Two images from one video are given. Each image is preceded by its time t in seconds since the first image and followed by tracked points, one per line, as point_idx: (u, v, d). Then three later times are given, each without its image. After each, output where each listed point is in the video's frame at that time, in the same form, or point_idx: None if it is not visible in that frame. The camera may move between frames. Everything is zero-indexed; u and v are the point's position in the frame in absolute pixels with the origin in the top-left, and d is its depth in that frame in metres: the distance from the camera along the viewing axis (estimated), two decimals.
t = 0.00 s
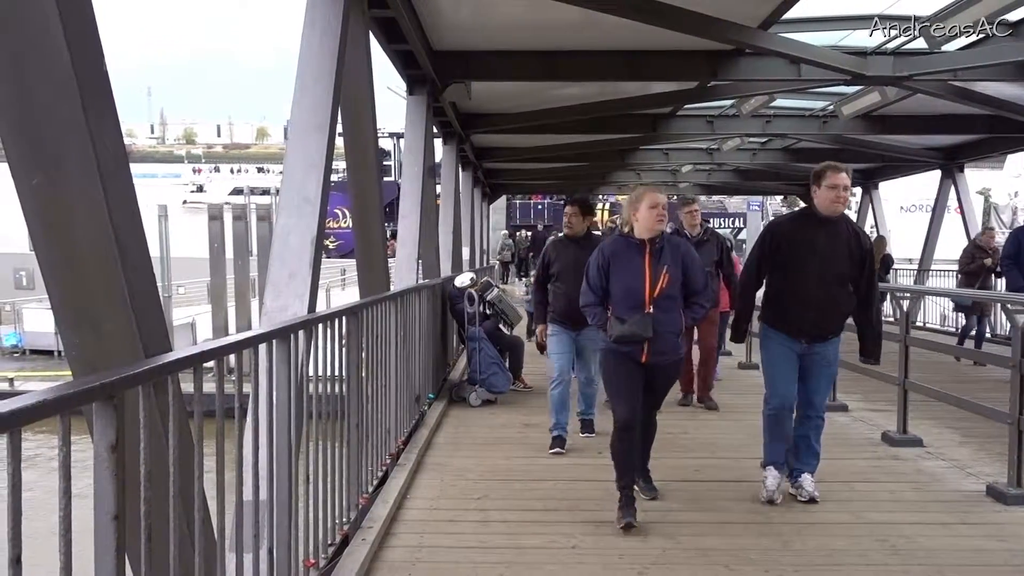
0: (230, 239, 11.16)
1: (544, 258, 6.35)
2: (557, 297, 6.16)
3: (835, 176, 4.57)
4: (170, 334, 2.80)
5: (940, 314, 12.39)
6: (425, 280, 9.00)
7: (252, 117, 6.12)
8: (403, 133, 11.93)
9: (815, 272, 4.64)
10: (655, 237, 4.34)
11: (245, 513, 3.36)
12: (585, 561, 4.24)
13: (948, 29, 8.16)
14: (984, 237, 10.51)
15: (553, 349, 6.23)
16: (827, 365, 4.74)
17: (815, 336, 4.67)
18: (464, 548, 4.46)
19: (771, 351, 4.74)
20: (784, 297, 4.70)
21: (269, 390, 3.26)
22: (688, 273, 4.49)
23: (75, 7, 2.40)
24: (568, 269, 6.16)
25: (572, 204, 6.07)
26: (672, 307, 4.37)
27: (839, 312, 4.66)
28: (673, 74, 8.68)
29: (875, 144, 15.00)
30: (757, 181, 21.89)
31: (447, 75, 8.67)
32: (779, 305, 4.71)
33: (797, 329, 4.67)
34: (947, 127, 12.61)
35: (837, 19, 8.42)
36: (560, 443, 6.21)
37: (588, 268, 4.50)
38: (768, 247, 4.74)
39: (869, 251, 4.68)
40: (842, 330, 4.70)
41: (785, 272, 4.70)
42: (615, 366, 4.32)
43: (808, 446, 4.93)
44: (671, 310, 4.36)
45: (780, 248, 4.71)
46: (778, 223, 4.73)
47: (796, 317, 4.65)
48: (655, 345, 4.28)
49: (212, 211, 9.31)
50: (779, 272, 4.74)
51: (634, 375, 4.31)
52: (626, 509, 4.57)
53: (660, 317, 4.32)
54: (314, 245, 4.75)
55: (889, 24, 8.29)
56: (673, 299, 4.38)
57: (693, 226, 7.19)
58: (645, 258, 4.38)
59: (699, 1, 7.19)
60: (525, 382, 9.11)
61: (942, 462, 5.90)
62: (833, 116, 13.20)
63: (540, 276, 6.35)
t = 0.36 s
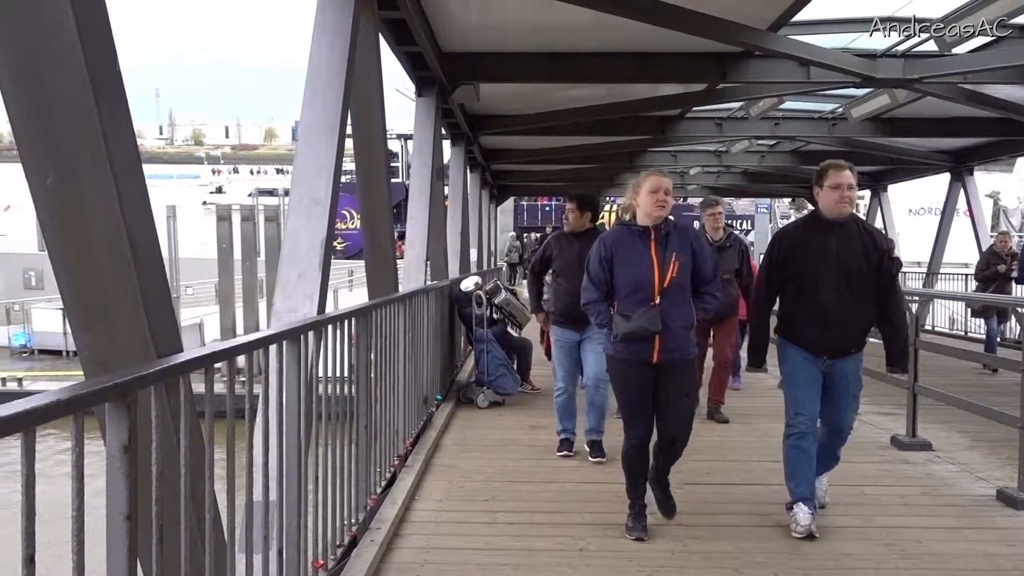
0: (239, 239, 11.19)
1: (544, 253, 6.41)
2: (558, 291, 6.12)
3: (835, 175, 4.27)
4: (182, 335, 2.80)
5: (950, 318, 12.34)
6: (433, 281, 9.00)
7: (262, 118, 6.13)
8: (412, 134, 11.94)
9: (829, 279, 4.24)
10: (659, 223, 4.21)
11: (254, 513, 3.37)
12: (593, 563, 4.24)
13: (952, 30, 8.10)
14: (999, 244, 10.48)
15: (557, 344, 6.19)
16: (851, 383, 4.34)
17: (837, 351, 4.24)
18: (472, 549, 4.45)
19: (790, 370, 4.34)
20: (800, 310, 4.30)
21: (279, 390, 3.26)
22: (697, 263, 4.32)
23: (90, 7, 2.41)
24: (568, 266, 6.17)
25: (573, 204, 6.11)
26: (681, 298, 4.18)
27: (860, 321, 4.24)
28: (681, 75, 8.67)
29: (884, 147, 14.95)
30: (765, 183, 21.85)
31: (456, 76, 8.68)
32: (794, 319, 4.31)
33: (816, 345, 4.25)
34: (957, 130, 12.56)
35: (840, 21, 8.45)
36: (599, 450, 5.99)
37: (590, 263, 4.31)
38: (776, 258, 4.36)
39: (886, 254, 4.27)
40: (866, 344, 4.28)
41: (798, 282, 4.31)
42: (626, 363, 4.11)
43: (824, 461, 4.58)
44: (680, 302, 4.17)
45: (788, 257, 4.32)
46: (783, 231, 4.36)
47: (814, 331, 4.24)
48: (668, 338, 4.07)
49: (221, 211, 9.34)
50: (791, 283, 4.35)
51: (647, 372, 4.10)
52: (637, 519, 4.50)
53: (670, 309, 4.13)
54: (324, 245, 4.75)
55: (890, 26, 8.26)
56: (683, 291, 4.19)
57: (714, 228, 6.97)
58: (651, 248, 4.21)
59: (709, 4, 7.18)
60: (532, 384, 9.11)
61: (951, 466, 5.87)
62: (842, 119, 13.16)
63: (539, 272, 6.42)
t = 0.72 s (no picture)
0: (248, 239, 11.22)
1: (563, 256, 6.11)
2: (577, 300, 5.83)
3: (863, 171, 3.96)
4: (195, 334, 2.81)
5: (960, 321, 12.29)
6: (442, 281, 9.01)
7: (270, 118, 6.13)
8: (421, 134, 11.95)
9: (860, 285, 3.93)
10: (683, 238, 3.89)
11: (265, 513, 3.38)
12: (602, 564, 4.24)
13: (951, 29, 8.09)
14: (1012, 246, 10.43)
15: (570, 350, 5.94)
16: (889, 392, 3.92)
17: (872, 362, 3.93)
18: (482, 550, 4.45)
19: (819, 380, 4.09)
20: (830, 320, 3.98)
21: (292, 391, 3.27)
22: (722, 283, 3.97)
23: (106, 8, 2.42)
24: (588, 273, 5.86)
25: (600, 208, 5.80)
26: (700, 321, 3.87)
27: (896, 329, 3.93)
28: (692, 76, 8.65)
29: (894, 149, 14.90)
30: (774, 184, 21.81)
31: (465, 77, 8.68)
32: (823, 330, 4.01)
33: (848, 356, 3.95)
34: (968, 131, 12.53)
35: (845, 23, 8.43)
36: (609, 468, 5.66)
37: (604, 278, 4.03)
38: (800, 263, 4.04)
39: (916, 252, 3.98)
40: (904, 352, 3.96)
41: (826, 290, 3.99)
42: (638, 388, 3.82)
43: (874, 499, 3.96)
44: (699, 325, 3.85)
45: (814, 262, 4.01)
46: (806, 233, 4.04)
47: (846, 343, 3.94)
48: (683, 364, 3.76)
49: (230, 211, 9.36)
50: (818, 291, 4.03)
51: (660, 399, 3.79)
52: (645, 522, 4.49)
53: (688, 334, 3.81)
54: (335, 245, 4.76)
55: (889, 27, 8.22)
56: (704, 313, 3.87)
57: (735, 228, 6.87)
58: (671, 266, 3.90)
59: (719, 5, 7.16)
60: (541, 384, 9.10)
61: (962, 470, 5.85)
62: (852, 120, 13.12)
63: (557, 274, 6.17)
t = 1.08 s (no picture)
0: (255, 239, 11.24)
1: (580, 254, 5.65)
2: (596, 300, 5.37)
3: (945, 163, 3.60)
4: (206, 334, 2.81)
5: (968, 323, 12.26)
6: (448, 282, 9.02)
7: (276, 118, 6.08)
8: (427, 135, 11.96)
9: (922, 285, 3.63)
10: (721, 220, 3.62)
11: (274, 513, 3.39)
12: (611, 565, 4.23)
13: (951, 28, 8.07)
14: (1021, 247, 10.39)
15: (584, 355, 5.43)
16: (933, 411, 3.67)
17: (924, 371, 3.62)
18: (490, 550, 4.46)
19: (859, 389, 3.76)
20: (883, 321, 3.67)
21: (301, 390, 3.28)
22: (763, 273, 3.73)
23: (120, 9, 2.43)
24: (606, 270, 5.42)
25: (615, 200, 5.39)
26: (742, 315, 3.62)
27: (952, 338, 3.64)
28: (700, 77, 8.64)
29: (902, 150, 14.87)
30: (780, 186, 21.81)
31: (473, 77, 8.68)
32: (873, 331, 3.70)
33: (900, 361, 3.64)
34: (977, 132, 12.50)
35: (854, 23, 8.41)
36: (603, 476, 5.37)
37: (638, 263, 3.73)
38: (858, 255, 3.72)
39: (983, 259, 3.71)
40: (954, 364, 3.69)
41: (882, 288, 3.68)
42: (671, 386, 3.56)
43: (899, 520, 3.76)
44: (741, 320, 3.61)
45: (873, 255, 3.70)
46: (868, 223, 3.71)
47: (896, 348, 3.63)
48: (723, 362, 3.52)
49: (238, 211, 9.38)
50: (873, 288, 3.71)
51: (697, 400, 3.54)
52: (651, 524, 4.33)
53: (728, 328, 3.57)
54: (343, 246, 4.76)
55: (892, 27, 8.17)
56: (745, 306, 3.63)
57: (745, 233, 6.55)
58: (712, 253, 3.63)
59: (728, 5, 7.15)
60: (547, 385, 9.10)
61: (971, 472, 5.84)
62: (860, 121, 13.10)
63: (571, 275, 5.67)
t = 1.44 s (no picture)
0: (260, 240, 11.26)
1: (591, 258, 5.18)
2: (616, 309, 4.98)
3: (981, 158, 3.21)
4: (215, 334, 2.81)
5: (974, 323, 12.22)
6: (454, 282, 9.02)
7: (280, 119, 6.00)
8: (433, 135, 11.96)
9: (968, 293, 3.21)
10: (756, 232, 3.28)
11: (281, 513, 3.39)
12: (617, 565, 4.23)
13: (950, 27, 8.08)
14: None
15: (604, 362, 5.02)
16: (979, 438, 3.35)
17: (975, 389, 3.23)
18: (496, 551, 4.45)
19: (906, 404, 3.29)
20: (925, 335, 3.26)
21: (309, 390, 3.28)
22: (798, 287, 3.41)
23: (132, 9, 2.43)
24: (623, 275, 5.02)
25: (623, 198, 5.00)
26: (777, 337, 3.30)
27: (1003, 351, 3.25)
28: (706, 77, 8.62)
29: (908, 150, 14.84)
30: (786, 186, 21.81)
31: (479, 78, 8.68)
32: (916, 346, 3.28)
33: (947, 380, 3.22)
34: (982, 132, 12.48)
35: (860, 23, 8.40)
36: (624, 493, 5.16)
37: (663, 279, 3.38)
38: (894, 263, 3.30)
39: None
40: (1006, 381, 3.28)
41: (925, 298, 3.27)
42: (699, 414, 3.26)
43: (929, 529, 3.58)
44: (777, 341, 3.30)
45: (910, 263, 3.28)
46: (904, 226, 3.30)
47: (945, 363, 3.21)
48: (756, 388, 3.23)
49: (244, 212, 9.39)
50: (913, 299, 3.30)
51: (727, 428, 3.26)
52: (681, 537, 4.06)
53: (763, 350, 3.27)
54: (350, 246, 4.76)
55: (901, 27, 8.16)
56: (781, 324, 3.31)
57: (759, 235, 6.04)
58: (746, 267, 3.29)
59: (733, 5, 7.14)
60: (553, 385, 9.09)
61: (979, 472, 5.82)
62: (865, 121, 13.06)
63: (580, 281, 5.18)
